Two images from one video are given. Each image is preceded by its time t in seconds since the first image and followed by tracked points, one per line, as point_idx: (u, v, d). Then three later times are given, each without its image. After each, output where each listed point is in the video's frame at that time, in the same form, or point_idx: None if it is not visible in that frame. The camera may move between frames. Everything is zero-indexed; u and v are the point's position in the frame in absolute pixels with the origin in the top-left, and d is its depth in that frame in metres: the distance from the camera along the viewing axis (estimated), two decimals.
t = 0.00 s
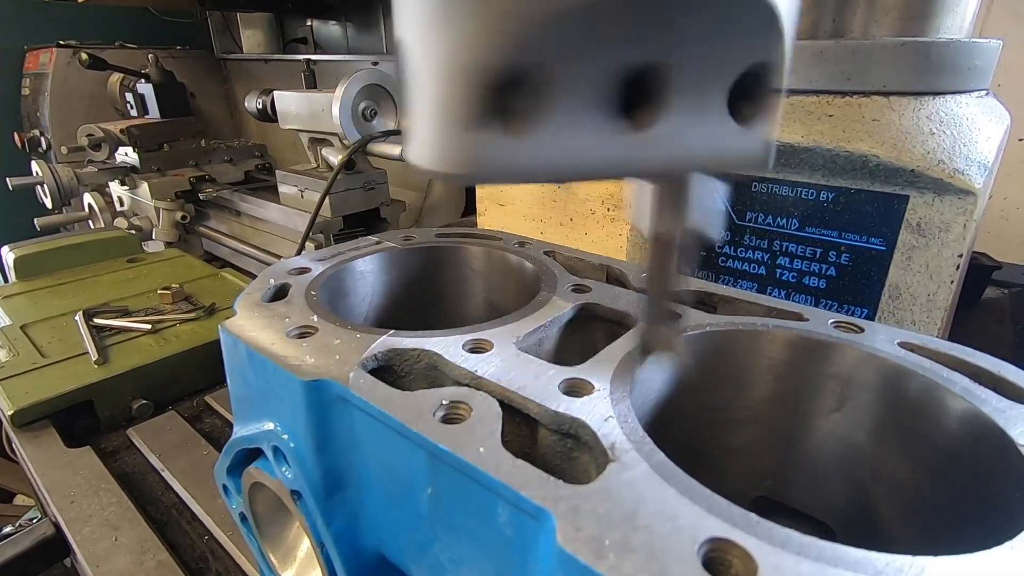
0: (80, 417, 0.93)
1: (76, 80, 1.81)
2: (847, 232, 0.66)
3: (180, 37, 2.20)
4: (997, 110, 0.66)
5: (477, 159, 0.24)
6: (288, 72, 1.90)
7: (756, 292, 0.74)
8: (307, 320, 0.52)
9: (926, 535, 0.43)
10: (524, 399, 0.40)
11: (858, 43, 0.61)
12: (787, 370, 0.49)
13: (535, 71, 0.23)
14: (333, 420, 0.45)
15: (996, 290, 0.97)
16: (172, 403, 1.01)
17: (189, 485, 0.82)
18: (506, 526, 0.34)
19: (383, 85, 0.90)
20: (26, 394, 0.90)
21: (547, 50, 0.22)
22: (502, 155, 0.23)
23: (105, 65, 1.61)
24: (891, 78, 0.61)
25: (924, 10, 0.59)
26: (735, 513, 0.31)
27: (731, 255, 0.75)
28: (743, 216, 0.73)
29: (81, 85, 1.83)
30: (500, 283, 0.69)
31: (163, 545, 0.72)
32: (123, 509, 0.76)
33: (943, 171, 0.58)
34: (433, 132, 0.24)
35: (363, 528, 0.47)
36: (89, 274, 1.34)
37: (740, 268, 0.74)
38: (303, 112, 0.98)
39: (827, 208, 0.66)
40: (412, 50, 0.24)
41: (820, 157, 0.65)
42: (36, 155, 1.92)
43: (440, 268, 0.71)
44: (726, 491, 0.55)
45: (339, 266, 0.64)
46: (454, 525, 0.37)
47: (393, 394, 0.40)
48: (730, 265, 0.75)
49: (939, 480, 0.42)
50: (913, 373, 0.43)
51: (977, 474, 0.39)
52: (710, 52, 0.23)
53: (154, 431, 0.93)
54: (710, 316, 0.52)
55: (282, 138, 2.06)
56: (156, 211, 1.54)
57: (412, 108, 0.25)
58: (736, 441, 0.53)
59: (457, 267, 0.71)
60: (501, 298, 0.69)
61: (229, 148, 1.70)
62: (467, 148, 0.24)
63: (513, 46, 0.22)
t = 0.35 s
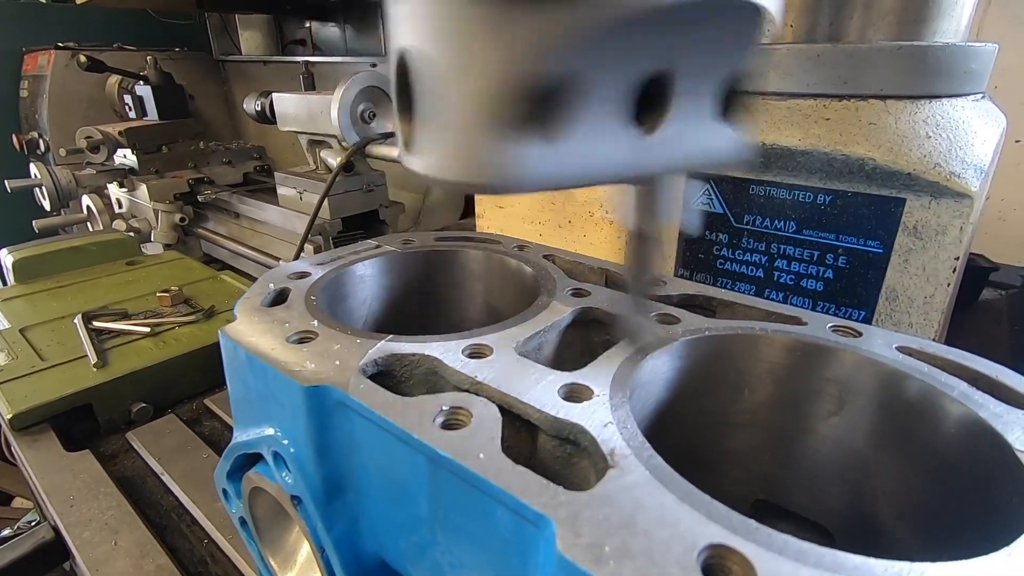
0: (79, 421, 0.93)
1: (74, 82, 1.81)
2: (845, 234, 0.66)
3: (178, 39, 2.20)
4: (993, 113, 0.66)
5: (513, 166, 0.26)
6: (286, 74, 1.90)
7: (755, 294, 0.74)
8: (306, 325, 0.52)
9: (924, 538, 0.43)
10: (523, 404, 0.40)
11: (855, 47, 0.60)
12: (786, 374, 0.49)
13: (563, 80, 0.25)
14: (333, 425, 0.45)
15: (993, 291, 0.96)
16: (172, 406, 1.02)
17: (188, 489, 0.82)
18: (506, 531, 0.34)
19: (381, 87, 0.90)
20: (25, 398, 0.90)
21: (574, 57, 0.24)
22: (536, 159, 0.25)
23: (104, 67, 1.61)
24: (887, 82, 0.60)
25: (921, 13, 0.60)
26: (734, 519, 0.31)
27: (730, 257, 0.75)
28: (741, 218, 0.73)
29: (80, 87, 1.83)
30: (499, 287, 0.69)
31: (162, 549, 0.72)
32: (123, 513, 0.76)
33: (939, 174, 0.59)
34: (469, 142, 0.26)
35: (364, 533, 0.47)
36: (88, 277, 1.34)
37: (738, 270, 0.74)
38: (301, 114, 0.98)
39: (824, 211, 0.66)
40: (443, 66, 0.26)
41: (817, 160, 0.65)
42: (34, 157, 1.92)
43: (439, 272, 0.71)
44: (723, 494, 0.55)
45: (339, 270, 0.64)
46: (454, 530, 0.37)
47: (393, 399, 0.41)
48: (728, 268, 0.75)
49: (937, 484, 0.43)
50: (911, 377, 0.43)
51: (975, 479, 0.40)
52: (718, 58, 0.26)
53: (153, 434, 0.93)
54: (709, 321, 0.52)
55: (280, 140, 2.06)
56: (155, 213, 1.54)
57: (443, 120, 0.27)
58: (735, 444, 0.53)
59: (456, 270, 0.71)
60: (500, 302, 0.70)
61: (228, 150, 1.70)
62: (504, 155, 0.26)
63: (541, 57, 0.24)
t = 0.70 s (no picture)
0: (79, 424, 0.93)
1: (73, 84, 1.81)
2: (843, 237, 0.66)
3: (178, 41, 2.20)
4: (989, 116, 0.66)
5: (555, 164, 0.33)
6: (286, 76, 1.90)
7: (753, 297, 0.74)
8: (308, 329, 0.52)
9: (924, 540, 0.44)
10: (525, 408, 0.41)
11: (853, 50, 0.60)
12: (786, 377, 0.50)
13: (592, 98, 0.33)
14: (335, 428, 0.45)
15: (991, 293, 0.99)
16: (172, 409, 1.02)
17: (188, 492, 0.82)
18: (508, 534, 0.34)
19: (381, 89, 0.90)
20: (25, 401, 0.90)
21: (598, 80, 0.32)
22: (572, 160, 0.33)
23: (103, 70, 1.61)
24: (885, 85, 0.60)
25: (919, 17, 0.60)
26: (736, 521, 0.31)
27: (728, 259, 0.75)
28: (739, 220, 0.73)
29: (79, 90, 1.83)
30: (500, 290, 0.70)
31: (163, 552, 0.72)
32: (123, 516, 0.77)
33: (936, 177, 0.59)
34: (518, 144, 0.33)
35: (366, 536, 0.48)
36: (88, 280, 1.34)
37: (736, 272, 0.75)
38: (301, 117, 0.98)
39: (822, 213, 0.67)
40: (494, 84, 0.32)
41: (816, 163, 0.65)
42: (34, 160, 1.92)
43: (440, 275, 0.71)
44: (724, 496, 0.55)
45: (340, 273, 0.64)
46: (457, 533, 0.37)
47: (395, 403, 0.41)
48: (727, 270, 0.76)
49: (937, 487, 0.43)
50: (910, 379, 0.43)
51: (975, 482, 0.40)
52: (686, 82, 0.36)
53: (154, 437, 0.93)
54: (709, 324, 0.52)
55: (279, 142, 2.06)
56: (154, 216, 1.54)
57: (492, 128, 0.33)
58: (735, 447, 0.54)
59: (456, 273, 0.71)
60: (501, 305, 0.70)
61: (227, 152, 1.70)
62: (549, 157, 0.33)
63: (577, 79, 0.32)
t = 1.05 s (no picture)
0: (79, 424, 0.93)
1: (73, 85, 1.81)
2: (843, 236, 0.66)
3: (178, 42, 2.20)
4: (988, 115, 0.66)
5: (587, 160, 0.34)
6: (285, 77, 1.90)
7: (753, 296, 0.74)
8: (310, 327, 0.52)
9: (925, 538, 0.44)
10: (527, 405, 0.41)
11: (852, 49, 0.60)
12: (788, 375, 0.50)
13: (619, 98, 0.34)
14: (337, 425, 0.45)
15: (991, 292, 0.99)
16: (172, 409, 1.02)
17: (189, 492, 0.82)
18: (511, 531, 0.34)
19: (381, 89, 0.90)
20: (25, 401, 0.90)
21: (626, 79, 0.33)
22: (601, 157, 0.35)
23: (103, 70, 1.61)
24: (884, 85, 0.61)
25: (917, 17, 0.60)
26: (738, 517, 0.31)
27: (728, 259, 0.75)
28: (739, 220, 0.73)
29: (79, 90, 1.83)
30: (501, 290, 0.70)
31: (164, 552, 0.72)
32: (124, 516, 0.77)
33: (936, 176, 0.59)
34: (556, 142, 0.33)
35: (368, 534, 0.48)
36: (88, 280, 1.34)
37: (736, 272, 0.75)
38: (301, 117, 0.98)
39: (822, 212, 0.67)
40: (530, 83, 0.32)
41: (815, 162, 0.65)
42: (34, 161, 1.92)
43: (440, 274, 0.71)
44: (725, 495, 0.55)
45: (341, 272, 0.64)
46: (459, 530, 0.38)
47: (397, 400, 0.41)
48: (727, 269, 0.76)
49: (939, 484, 0.43)
50: (912, 377, 0.43)
51: (977, 479, 0.40)
52: (676, 80, 0.38)
53: (154, 437, 0.93)
54: (710, 322, 0.52)
55: (280, 143, 2.06)
56: (154, 216, 1.54)
57: (526, 127, 0.33)
58: (736, 445, 0.54)
59: (458, 273, 0.71)
60: (502, 304, 0.70)
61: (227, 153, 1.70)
62: (582, 156, 0.34)
63: (609, 79, 0.33)
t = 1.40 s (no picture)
0: (80, 422, 0.93)
1: (74, 83, 1.81)
2: (844, 233, 0.66)
3: (178, 41, 2.20)
4: (990, 113, 0.66)
5: (610, 153, 0.34)
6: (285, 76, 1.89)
7: (754, 294, 0.74)
8: (312, 323, 0.52)
9: (929, 536, 0.43)
10: (529, 402, 0.40)
11: (854, 47, 0.61)
12: (790, 373, 0.50)
13: (640, 89, 0.33)
14: (339, 422, 0.45)
15: (992, 291, 0.97)
16: (172, 407, 1.01)
17: (190, 490, 0.82)
18: (514, 528, 0.34)
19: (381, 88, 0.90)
20: (26, 399, 0.90)
21: (647, 71, 0.33)
22: (628, 149, 0.35)
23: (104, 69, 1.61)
24: (885, 82, 0.61)
25: (919, 14, 0.60)
26: (742, 514, 0.31)
27: (729, 257, 0.75)
28: (741, 218, 0.73)
29: (80, 89, 1.83)
30: (502, 287, 0.69)
31: (165, 549, 0.72)
32: (124, 514, 0.76)
33: (938, 173, 0.58)
34: (582, 135, 0.32)
35: (369, 531, 0.48)
36: (89, 278, 1.34)
37: (737, 270, 0.74)
38: (302, 116, 0.98)
39: (824, 210, 0.67)
40: (571, 76, 0.31)
41: (817, 160, 0.65)
42: (35, 159, 1.92)
43: (441, 272, 0.71)
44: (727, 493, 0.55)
45: (342, 270, 0.64)
46: (462, 528, 0.37)
47: (399, 397, 0.41)
48: (728, 267, 0.76)
49: (942, 482, 0.43)
50: (916, 374, 0.43)
51: (982, 476, 0.40)
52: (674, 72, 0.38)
53: (154, 435, 0.93)
54: (713, 319, 0.52)
55: (280, 141, 2.06)
56: (155, 215, 1.54)
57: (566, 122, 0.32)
58: (739, 444, 0.53)
59: (459, 270, 0.71)
60: (504, 302, 0.70)
61: (228, 151, 1.70)
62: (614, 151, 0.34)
63: (633, 71, 0.32)
